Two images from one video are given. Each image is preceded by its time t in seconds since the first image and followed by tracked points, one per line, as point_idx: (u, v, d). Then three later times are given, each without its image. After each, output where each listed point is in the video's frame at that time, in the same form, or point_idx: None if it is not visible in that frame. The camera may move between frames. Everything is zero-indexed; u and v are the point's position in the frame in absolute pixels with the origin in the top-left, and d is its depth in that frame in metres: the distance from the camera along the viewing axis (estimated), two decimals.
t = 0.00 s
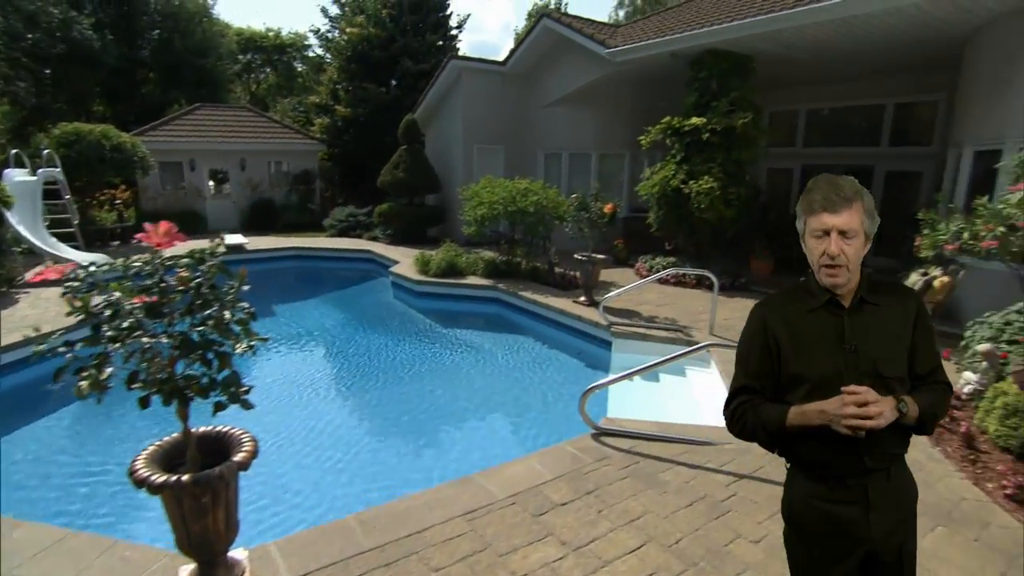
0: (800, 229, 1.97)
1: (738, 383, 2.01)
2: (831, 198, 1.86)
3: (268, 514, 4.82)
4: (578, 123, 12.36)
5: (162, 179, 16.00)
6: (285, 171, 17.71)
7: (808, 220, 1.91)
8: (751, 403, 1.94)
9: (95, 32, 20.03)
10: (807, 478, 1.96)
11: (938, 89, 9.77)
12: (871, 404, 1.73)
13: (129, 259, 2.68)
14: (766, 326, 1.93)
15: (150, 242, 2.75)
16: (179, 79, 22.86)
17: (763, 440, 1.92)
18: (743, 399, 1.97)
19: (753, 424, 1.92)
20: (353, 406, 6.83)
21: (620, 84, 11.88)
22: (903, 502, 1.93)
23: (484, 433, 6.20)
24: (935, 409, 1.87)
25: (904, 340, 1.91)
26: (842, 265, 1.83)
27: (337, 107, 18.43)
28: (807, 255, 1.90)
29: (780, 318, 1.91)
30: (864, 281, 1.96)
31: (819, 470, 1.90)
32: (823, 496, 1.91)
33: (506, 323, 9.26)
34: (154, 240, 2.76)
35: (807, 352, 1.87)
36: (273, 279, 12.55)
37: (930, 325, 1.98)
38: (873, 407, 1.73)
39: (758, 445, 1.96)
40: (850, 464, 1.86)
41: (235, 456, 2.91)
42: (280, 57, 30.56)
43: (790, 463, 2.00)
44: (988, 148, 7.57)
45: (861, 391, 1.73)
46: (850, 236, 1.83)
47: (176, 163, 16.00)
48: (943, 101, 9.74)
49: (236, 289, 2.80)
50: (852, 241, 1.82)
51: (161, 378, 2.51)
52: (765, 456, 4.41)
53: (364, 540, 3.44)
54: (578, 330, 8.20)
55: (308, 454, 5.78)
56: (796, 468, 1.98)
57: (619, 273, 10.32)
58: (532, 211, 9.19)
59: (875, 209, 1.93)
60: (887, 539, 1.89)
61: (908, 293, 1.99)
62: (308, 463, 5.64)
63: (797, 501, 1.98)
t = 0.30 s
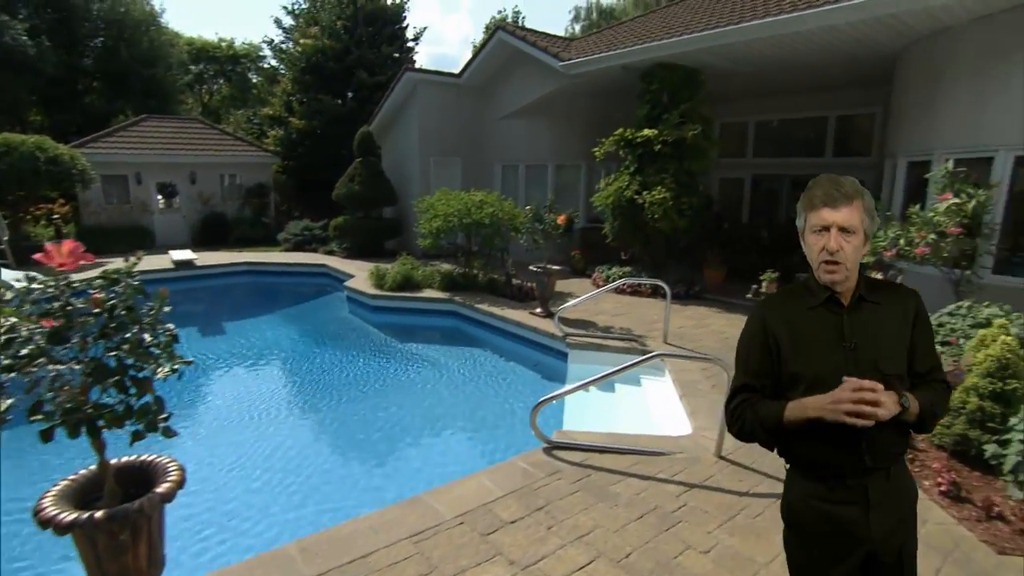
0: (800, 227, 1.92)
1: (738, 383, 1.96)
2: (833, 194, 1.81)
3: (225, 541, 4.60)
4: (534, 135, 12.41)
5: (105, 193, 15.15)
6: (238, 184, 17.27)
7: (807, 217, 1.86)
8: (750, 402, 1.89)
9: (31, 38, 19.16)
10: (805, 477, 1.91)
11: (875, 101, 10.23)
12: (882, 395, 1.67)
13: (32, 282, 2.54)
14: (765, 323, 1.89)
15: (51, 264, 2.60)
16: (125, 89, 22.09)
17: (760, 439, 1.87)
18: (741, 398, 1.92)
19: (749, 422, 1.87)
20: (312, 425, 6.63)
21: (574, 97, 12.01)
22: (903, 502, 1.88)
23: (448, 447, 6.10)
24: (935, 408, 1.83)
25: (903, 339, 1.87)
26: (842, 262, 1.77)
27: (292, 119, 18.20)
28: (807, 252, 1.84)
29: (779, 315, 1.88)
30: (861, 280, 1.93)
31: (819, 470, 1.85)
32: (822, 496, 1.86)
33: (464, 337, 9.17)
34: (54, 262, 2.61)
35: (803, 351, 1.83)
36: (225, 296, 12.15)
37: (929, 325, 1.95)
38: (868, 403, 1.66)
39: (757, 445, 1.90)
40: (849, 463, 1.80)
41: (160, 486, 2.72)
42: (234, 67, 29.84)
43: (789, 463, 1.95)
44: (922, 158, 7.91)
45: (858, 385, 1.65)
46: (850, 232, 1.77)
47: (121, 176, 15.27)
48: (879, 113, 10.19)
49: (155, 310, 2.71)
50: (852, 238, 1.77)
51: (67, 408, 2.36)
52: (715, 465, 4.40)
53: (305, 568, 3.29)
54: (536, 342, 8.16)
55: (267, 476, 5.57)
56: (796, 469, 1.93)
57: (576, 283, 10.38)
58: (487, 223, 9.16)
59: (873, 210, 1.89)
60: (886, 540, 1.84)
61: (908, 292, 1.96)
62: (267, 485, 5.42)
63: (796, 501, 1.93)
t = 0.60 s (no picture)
0: (802, 226, 1.94)
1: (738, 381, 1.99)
2: (835, 192, 1.83)
3: (183, 567, 4.39)
4: (500, 147, 12.43)
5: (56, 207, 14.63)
6: (199, 197, 16.87)
7: (810, 214, 1.88)
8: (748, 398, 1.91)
9: None
10: (805, 478, 1.93)
11: (830, 114, 10.55)
12: (815, 362, 1.66)
13: None
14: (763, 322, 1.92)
15: None
16: (78, 100, 21.44)
17: (755, 436, 1.89)
18: (739, 397, 1.96)
19: (744, 419, 1.91)
20: (276, 444, 6.43)
21: (539, 109, 12.08)
22: (904, 503, 1.89)
23: (416, 463, 5.98)
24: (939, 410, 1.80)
25: (903, 340, 1.85)
26: (844, 258, 1.78)
27: (254, 130, 17.95)
28: (808, 249, 1.85)
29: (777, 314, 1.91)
30: (863, 281, 1.93)
31: (817, 469, 1.87)
32: (819, 497, 1.89)
33: (430, 350, 9.08)
34: None
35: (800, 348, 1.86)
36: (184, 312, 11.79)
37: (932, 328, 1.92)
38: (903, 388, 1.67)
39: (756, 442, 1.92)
40: (847, 464, 1.82)
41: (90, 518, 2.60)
42: (196, 78, 29.18)
43: (789, 464, 1.97)
44: (873, 169, 8.16)
45: (912, 366, 1.66)
46: (851, 229, 1.78)
47: (73, 190, 14.77)
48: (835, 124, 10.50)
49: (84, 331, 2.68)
50: (853, 235, 1.78)
51: None
52: (676, 476, 4.39)
53: None
54: (501, 355, 8.10)
55: (229, 498, 5.36)
56: (794, 469, 1.95)
57: (541, 294, 10.40)
58: (452, 235, 9.10)
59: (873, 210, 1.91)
60: (885, 540, 1.84)
61: (910, 296, 1.94)
62: (228, 508, 5.21)
63: (795, 501, 1.96)
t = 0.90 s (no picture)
0: (802, 224, 1.93)
1: (737, 381, 2.01)
2: (835, 190, 1.84)
3: None
4: (472, 159, 12.43)
5: (15, 221, 14.17)
6: (168, 210, 16.55)
7: (811, 213, 1.88)
8: (746, 399, 1.94)
9: None
10: (803, 478, 1.95)
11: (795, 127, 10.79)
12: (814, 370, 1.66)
13: None
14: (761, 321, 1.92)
15: None
16: (41, 111, 20.93)
17: (754, 437, 1.90)
18: (738, 397, 1.97)
19: (743, 419, 1.92)
20: (247, 463, 6.23)
21: (511, 122, 12.13)
22: (903, 504, 1.91)
23: (393, 479, 5.86)
24: (936, 413, 1.81)
25: (902, 342, 1.86)
26: (843, 256, 1.78)
27: (224, 142, 17.72)
28: (808, 247, 1.85)
29: (778, 314, 1.91)
30: (862, 281, 1.93)
31: (816, 470, 1.89)
32: (817, 497, 1.92)
33: (402, 365, 8.97)
34: None
35: (800, 348, 1.86)
36: (150, 327, 11.46)
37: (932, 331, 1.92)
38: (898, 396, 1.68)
39: (755, 442, 1.94)
40: (845, 464, 1.84)
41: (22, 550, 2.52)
42: (166, 88, 28.69)
43: (788, 465, 1.99)
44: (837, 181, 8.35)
45: (903, 375, 1.67)
46: (851, 228, 1.78)
47: (34, 203, 14.35)
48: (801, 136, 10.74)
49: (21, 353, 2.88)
50: (853, 233, 1.78)
51: None
52: (645, 489, 4.36)
53: None
54: (473, 368, 8.02)
55: (198, 520, 5.16)
56: (793, 469, 1.98)
57: (515, 306, 10.37)
58: (424, 248, 9.03)
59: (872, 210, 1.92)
60: (883, 541, 1.87)
61: (911, 298, 1.94)
62: (202, 528, 5.04)
63: (794, 502, 1.98)
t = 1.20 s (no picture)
0: (801, 221, 2.05)
1: (736, 379, 2.12)
2: (834, 188, 1.95)
3: None
4: (449, 172, 12.42)
5: None
6: (140, 223, 16.27)
7: (811, 210, 1.99)
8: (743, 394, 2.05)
9: None
10: (801, 478, 2.04)
11: (766, 139, 11.00)
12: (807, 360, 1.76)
13: None
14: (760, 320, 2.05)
15: None
16: (7, 122, 20.49)
17: (751, 432, 2.00)
18: (737, 393, 2.08)
19: (741, 415, 2.03)
20: (224, 482, 6.07)
21: (488, 135, 12.18)
22: (898, 504, 1.98)
23: (377, 494, 5.77)
24: (932, 411, 1.89)
25: (900, 342, 1.95)
26: (843, 254, 1.89)
27: (198, 154, 17.50)
28: (807, 243, 1.97)
29: (778, 313, 2.03)
30: (863, 280, 2.03)
31: (812, 469, 1.98)
32: (814, 496, 2.00)
33: (377, 379, 8.86)
34: None
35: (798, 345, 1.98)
36: (118, 343, 11.17)
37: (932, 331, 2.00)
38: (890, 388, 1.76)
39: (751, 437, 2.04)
40: (841, 463, 1.93)
41: None
42: (138, 100, 28.22)
43: (786, 463, 2.08)
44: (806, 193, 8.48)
45: (896, 365, 1.74)
46: (850, 225, 1.89)
47: None
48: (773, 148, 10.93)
49: None
50: (851, 230, 1.88)
51: None
52: (617, 504, 4.31)
53: None
54: (448, 382, 7.96)
55: (175, 540, 4.99)
56: (791, 468, 2.07)
57: (491, 318, 10.34)
58: (398, 261, 8.97)
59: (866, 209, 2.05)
60: (877, 540, 1.95)
61: (916, 298, 2.03)
62: (169, 550, 4.86)
63: (790, 501, 2.07)
